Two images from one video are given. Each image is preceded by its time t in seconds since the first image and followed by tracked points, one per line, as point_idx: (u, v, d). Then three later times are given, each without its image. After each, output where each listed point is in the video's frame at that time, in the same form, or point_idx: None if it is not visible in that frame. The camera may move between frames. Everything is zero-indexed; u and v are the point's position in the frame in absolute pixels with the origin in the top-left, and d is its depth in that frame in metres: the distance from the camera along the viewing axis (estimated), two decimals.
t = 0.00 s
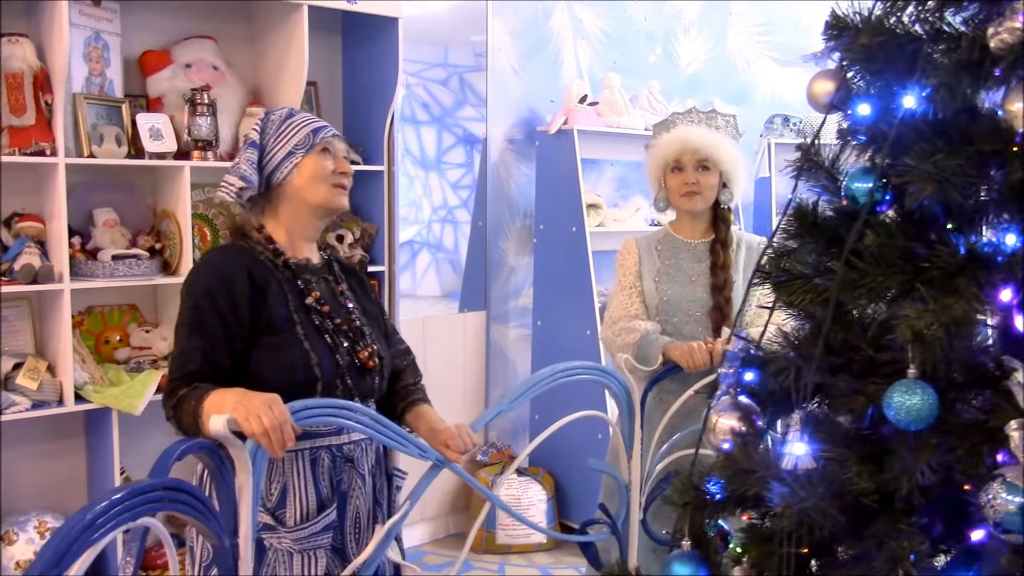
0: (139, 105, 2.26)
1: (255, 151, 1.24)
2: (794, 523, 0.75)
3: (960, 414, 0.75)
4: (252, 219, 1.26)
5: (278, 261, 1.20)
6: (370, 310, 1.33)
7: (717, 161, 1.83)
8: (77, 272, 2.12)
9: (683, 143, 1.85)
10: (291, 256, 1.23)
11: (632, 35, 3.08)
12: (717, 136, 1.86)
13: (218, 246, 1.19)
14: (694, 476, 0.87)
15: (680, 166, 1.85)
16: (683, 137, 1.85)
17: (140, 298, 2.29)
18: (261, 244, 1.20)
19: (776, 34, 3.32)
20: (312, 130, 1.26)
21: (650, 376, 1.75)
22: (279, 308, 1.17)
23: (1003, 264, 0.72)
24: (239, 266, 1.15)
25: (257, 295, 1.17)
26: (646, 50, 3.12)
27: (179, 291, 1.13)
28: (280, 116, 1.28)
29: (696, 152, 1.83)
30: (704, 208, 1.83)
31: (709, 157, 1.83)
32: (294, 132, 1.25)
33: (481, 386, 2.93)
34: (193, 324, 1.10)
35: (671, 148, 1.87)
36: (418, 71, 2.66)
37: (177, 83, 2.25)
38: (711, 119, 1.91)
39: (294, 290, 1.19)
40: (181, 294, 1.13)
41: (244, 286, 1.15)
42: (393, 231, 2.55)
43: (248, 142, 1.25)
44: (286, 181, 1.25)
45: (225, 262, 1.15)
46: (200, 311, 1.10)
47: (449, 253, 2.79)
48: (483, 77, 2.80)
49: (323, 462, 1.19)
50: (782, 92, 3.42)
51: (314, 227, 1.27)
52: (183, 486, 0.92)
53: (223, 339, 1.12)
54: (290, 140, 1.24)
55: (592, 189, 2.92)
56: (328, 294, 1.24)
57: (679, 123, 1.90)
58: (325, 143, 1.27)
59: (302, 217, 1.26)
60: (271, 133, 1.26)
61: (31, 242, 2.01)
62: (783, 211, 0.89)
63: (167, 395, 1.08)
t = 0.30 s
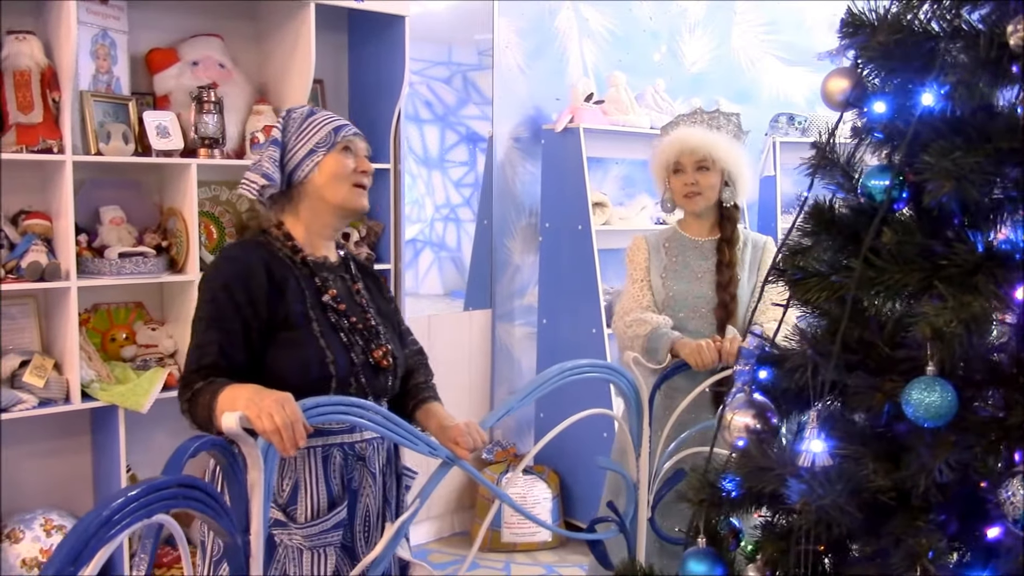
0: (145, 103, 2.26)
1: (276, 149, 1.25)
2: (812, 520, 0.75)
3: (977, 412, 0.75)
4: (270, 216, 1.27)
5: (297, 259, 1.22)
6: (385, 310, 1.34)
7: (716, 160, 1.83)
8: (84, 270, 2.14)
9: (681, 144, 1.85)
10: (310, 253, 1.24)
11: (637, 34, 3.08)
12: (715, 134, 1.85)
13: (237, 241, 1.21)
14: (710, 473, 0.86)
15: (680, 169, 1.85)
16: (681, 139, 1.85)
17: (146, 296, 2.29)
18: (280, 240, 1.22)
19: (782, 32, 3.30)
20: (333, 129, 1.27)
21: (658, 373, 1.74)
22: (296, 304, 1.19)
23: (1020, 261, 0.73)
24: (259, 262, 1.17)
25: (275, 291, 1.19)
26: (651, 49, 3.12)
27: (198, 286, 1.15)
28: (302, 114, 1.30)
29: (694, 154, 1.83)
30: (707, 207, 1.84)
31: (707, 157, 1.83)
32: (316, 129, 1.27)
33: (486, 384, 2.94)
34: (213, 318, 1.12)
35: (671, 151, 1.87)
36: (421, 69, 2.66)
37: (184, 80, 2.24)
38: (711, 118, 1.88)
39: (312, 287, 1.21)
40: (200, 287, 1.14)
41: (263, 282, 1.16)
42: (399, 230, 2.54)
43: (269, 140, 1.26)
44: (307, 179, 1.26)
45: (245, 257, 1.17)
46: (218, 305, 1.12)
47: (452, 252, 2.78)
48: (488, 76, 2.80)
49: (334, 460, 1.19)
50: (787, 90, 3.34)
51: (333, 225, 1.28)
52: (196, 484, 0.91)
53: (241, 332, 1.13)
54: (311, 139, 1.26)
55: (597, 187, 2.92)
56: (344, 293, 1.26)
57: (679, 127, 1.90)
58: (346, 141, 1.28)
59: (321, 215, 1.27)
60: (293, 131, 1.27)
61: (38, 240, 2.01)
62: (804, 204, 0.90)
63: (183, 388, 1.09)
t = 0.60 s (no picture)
0: (150, 106, 2.26)
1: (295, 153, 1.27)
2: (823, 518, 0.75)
3: (990, 411, 0.76)
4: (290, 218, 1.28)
5: (314, 260, 1.23)
6: (400, 313, 1.34)
7: (713, 154, 1.84)
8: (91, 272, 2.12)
9: (679, 141, 1.87)
10: (327, 255, 1.25)
11: (640, 34, 3.08)
12: (715, 131, 1.86)
13: (257, 241, 1.22)
14: (721, 472, 0.87)
15: (680, 165, 1.87)
16: (678, 135, 1.87)
17: (152, 298, 2.30)
18: (298, 242, 1.23)
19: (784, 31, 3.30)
20: (352, 132, 1.29)
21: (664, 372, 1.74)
22: (312, 306, 1.19)
23: None
24: (276, 265, 1.18)
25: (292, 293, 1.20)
26: (654, 49, 3.12)
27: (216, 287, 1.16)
28: (320, 116, 1.31)
29: (691, 149, 1.85)
30: (708, 202, 1.84)
31: (704, 150, 1.84)
32: (335, 133, 1.28)
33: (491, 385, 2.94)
34: (230, 319, 1.13)
35: (671, 149, 1.90)
36: (424, 70, 2.67)
37: (189, 83, 2.25)
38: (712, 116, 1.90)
39: (328, 289, 1.22)
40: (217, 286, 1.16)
41: (281, 283, 1.18)
42: (404, 232, 2.53)
43: (289, 144, 1.28)
44: (327, 182, 1.27)
45: (262, 258, 1.18)
46: (235, 306, 1.13)
47: (454, 253, 2.79)
48: (491, 76, 2.80)
49: (347, 462, 1.19)
50: (790, 89, 3.37)
51: (351, 227, 1.30)
52: (207, 486, 0.91)
53: (256, 332, 1.15)
54: (331, 142, 1.28)
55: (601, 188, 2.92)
56: (360, 296, 1.26)
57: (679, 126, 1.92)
58: (365, 145, 1.30)
59: (339, 218, 1.28)
60: (311, 134, 1.29)
61: (44, 241, 2.03)
62: (814, 205, 0.90)
63: (199, 386, 1.10)
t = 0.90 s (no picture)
0: (162, 108, 2.27)
1: (311, 156, 1.28)
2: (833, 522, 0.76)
3: (1000, 413, 0.76)
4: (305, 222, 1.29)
5: (329, 263, 1.24)
6: (413, 316, 1.34)
7: (718, 158, 1.82)
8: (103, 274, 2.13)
9: (682, 146, 1.85)
10: (341, 258, 1.26)
11: (649, 36, 3.07)
12: (718, 133, 1.83)
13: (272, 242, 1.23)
14: (731, 475, 0.86)
15: (686, 170, 1.85)
16: (681, 140, 1.85)
17: (163, 300, 2.31)
18: (313, 245, 1.24)
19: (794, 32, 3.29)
20: (367, 135, 1.29)
21: (674, 374, 1.74)
22: (326, 308, 1.20)
23: None
24: (291, 268, 1.19)
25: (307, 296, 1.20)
26: (663, 51, 3.11)
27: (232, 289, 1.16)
28: (335, 120, 1.32)
29: (695, 154, 1.83)
30: (715, 206, 1.83)
31: (708, 155, 1.82)
32: (349, 136, 1.29)
33: (501, 386, 2.95)
34: (244, 322, 1.13)
35: (675, 154, 1.88)
36: (434, 72, 2.67)
37: (200, 85, 2.26)
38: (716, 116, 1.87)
39: (342, 292, 1.22)
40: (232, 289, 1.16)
41: (296, 285, 1.18)
42: (414, 234, 2.53)
43: (303, 147, 1.29)
44: (341, 184, 1.28)
45: (277, 260, 1.18)
46: (251, 307, 1.14)
47: (464, 254, 2.79)
48: (501, 78, 2.80)
49: (359, 463, 1.20)
50: (800, 88, 3.27)
51: (366, 230, 1.30)
52: (218, 487, 0.92)
53: (272, 334, 1.16)
54: (346, 145, 1.28)
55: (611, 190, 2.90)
56: (375, 299, 1.27)
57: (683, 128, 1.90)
58: (380, 147, 1.30)
59: (354, 221, 1.29)
60: (326, 138, 1.30)
61: (57, 243, 2.03)
62: (823, 207, 0.90)
63: (212, 387, 1.10)
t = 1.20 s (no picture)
0: (168, 108, 2.27)
1: (311, 158, 1.29)
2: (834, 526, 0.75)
3: (1000, 416, 0.74)
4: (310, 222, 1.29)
5: (335, 261, 1.24)
6: (420, 315, 1.34)
7: (717, 162, 1.81)
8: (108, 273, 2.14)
9: (680, 154, 1.84)
10: (347, 256, 1.26)
11: (657, 36, 3.07)
12: (714, 136, 1.82)
13: (278, 242, 1.23)
14: (731, 477, 0.86)
15: (686, 177, 1.85)
16: (678, 149, 1.84)
17: (169, 299, 2.31)
18: (319, 243, 1.24)
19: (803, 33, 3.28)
20: (368, 134, 1.28)
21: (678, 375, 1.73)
22: (332, 306, 1.20)
23: None
24: (296, 266, 1.19)
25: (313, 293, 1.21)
26: (671, 51, 3.11)
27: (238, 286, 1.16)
28: (339, 119, 1.31)
29: (694, 161, 1.82)
30: (719, 209, 1.82)
31: (706, 159, 1.81)
32: (351, 136, 1.28)
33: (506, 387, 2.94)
34: (249, 319, 1.13)
35: (673, 161, 1.87)
36: (442, 73, 2.67)
37: (206, 85, 2.26)
38: (709, 118, 1.86)
39: (348, 290, 1.22)
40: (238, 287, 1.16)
41: (302, 282, 1.18)
42: (420, 234, 2.53)
43: (305, 149, 1.30)
44: (344, 185, 1.28)
45: (282, 258, 1.19)
46: (255, 305, 1.14)
47: (471, 255, 2.79)
48: (508, 79, 2.80)
49: (363, 461, 1.20)
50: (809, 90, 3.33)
51: (370, 231, 1.30)
52: (218, 486, 0.91)
53: (277, 333, 1.15)
54: (347, 145, 1.28)
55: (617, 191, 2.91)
56: (381, 297, 1.27)
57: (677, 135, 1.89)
58: (381, 147, 1.29)
59: (357, 222, 1.29)
60: (329, 138, 1.30)
61: (63, 241, 2.04)
62: (823, 208, 0.89)
63: (215, 383, 1.10)
